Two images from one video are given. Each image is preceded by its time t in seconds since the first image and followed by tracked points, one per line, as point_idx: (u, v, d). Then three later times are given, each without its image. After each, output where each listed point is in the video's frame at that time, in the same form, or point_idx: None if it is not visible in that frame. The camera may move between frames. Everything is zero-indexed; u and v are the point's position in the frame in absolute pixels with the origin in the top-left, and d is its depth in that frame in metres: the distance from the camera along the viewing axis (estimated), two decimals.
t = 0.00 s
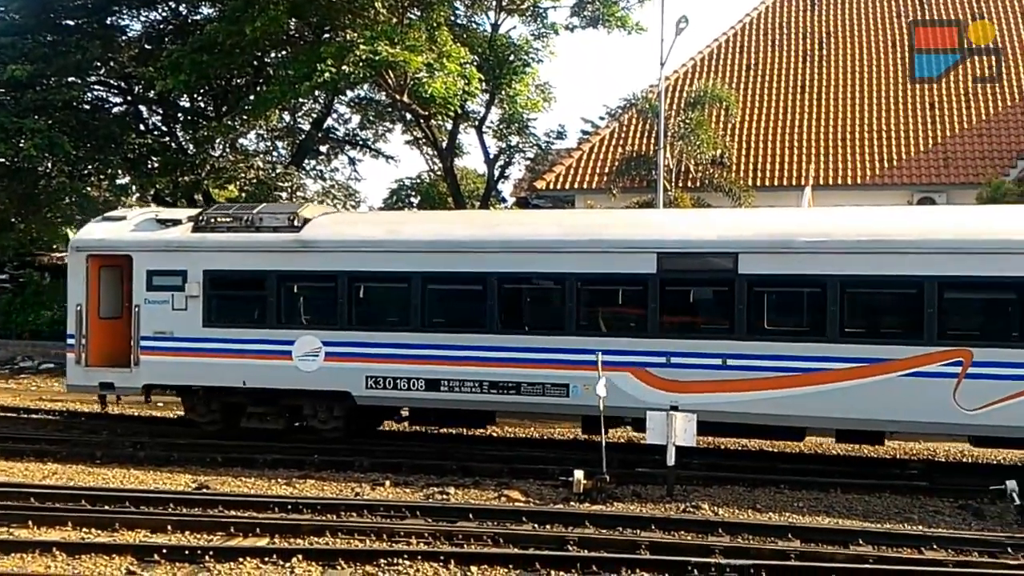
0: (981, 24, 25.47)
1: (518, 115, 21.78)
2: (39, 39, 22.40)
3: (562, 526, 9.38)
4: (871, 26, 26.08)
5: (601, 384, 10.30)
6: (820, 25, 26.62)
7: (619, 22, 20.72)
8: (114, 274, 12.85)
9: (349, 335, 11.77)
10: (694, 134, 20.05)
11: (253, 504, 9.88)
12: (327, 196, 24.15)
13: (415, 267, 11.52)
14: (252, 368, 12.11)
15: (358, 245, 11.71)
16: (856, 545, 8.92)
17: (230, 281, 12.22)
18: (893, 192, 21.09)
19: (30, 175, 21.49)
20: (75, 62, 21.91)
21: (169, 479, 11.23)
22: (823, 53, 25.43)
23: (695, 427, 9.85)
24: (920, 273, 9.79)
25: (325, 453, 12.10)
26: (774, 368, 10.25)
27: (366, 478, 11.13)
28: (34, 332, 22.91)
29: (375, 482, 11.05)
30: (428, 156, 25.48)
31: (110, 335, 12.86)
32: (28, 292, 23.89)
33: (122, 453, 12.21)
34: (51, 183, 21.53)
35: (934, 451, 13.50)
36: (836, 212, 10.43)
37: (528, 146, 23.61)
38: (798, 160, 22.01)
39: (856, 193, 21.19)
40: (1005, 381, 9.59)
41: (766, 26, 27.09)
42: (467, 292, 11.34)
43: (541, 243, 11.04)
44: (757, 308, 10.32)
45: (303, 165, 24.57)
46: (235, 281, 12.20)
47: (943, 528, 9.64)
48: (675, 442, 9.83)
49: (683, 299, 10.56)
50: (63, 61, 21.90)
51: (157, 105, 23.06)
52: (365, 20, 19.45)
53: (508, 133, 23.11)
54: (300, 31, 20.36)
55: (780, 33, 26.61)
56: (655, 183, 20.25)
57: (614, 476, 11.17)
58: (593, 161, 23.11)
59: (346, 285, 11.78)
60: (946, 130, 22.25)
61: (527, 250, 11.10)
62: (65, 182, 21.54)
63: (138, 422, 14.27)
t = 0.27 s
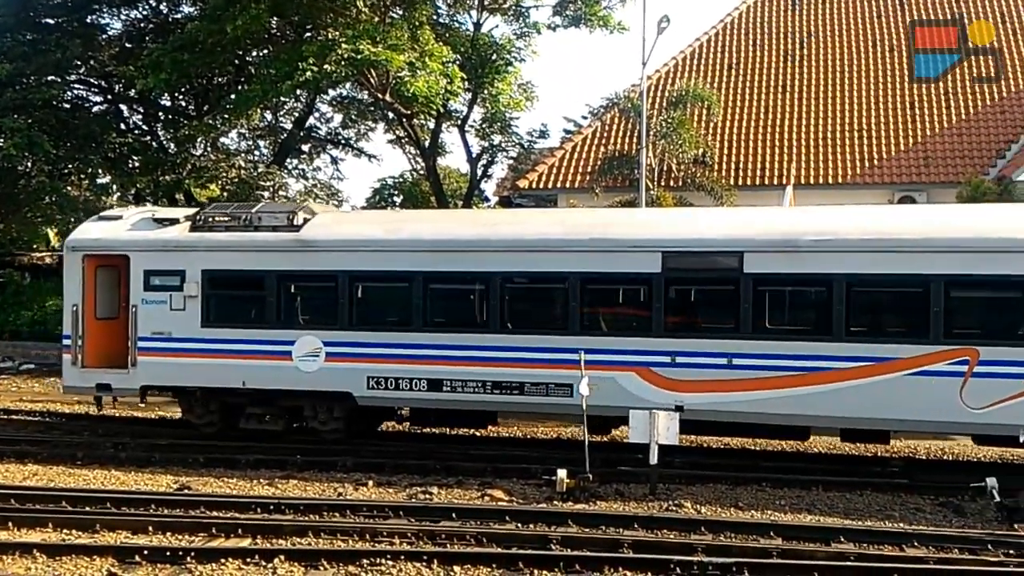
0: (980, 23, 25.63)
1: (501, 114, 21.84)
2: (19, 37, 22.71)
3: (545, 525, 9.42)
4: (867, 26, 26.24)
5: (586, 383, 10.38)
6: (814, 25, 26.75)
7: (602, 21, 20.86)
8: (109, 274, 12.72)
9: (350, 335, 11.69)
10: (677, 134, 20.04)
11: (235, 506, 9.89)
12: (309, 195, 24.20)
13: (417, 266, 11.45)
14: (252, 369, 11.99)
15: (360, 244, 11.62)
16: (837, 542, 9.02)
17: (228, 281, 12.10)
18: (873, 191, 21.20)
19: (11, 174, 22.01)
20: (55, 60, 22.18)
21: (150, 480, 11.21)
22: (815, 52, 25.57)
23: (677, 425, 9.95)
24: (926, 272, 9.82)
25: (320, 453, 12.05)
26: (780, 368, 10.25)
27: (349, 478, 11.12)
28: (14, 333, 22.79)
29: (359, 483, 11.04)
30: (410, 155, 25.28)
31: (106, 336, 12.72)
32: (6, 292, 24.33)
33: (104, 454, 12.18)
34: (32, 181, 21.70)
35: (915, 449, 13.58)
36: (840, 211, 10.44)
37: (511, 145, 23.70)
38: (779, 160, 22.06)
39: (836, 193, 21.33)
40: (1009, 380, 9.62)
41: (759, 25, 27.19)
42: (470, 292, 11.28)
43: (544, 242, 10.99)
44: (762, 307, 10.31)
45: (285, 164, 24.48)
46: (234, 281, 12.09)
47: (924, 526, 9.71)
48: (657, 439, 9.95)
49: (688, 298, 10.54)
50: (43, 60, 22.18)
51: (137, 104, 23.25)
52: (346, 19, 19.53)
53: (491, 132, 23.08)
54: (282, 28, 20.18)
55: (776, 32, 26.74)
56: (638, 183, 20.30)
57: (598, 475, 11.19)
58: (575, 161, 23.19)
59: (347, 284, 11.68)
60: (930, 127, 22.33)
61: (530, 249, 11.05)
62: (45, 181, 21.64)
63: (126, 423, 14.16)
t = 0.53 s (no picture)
0: (980, 24, 25.70)
1: (489, 114, 21.80)
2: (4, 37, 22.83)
3: (533, 525, 9.41)
4: (865, 25, 26.27)
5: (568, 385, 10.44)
6: (811, 23, 26.77)
7: (589, 21, 20.84)
8: (108, 275, 12.60)
9: (351, 335, 11.62)
10: (665, 132, 20.06)
11: (223, 507, 9.84)
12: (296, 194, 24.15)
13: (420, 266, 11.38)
14: (252, 371, 11.91)
15: (362, 244, 11.55)
16: (823, 541, 9.02)
17: (228, 282, 12.01)
18: (860, 190, 21.28)
19: None
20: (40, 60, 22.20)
21: (136, 481, 11.16)
22: (810, 50, 25.61)
23: (664, 424, 9.92)
24: (932, 271, 9.81)
25: (316, 453, 11.99)
26: (785, 367, 10.24)
27: (336, 478, 11.07)
28: None
29: (346, 483, 10.99)
30: (397, 154, 25.14)
31: (105, 338, 12.60)
32: None
33: (90, 456, 12.12)
34: (16, 182, 21.97)
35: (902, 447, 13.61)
36: (844, 210, 10.43)
37: (499, 145, 23.64)
38: (766, 160, 22.12)
39: (822, 191, 21.42)
40: (1013, 379, 9.65)
41: (755, 21, 27.19)
42: (472, 292, 11.22)
43: (546, 241, 10.94)
44: (767, 307, 10.30)
45: (272, 164, 24.42)
46: (234, 281, 11.99)
47: (911, 524, 9.72)
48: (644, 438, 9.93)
49: (692, 297, 10.51)
50: (29, 60, 22.23)
51: (123, 104, 23.25)
52: (333, 18, 19.52)
53: (479, 132, 23.04)
54: (268, 28, 20.09)
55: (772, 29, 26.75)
56: (626, 183, 20.33)
57: (585, 475, 11.16)
58: (563, 160, 23.18)
59: (348, 285, 11.61)
60: (920, 126, 22.41)
61: (533, 249, 11.00)
62: (30, 181, 21.91)
63: (116, 425, 14.06)
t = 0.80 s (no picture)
0: (979, 22, 25.65)
1: (478, 112, 21.79)
2: None
3: (524, 523, 9.37)
4: (864, 24, 26.23)
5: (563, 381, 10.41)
6: (810, 22, 26.75)
7: (578, 19, 20.83)
8: (108, 275, 12.51)
9: (354, 335, 11.56)
10: (654, 131, 20.28)
11: (214, 507, 9.79)
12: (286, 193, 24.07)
13: (423, 265, 11.33)
14: (255, 371, 11.84)
15: (365, 244, 11.50)
16: (814, 537, 8.99)
17: (230, 281, 11.94)
18: (847, 188, 21.32)
19: None
20: (26, 60, 22.15)
21: (126, 482, 11.10)
22: (808, 49, 25.60)
23: (655, 422, 9.92)
24: (939, 269, 9.82)
25: (316, 453, 11.94)
26: (792, 365, 10.22)
27: (327, 478, 11.02)
28: None
29: (336, 483, 10.94)
30: (386, 153, 24.98)
31: (104, 339, 12.51)
32: None
33: (80, 456, 12.05)
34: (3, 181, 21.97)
35: (892, 443, 13.61)
36: (848, 208, 10.43)
37: (488, 143, 23.56)
38: (755, 158, 22.08)
39: (811, 189, 21.45)
40: (1018, 376, 9.66)
41: (752, 20, 27.15)
42: (476, 291, 11.18)
43: (551, 240, 10.91)
44: (772, 305, 10.28)
45: (261, 163, 24.34)
46: (235, 281, 11.93)
47: (901, 521, 9.71)
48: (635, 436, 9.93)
49: (698, 295, 10.49)
50: (15, 59, 22.15)
51: (110, 104, 23.33)
52: (322, 16, 19.46)
53: (468, 130, 22.99)
54: (257, 27, 20.02)
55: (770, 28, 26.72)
56: (616, 181, 20.27)
57: (577, 473, 11.12)
58: (552, 159, 23.19)
59: (351, 285, 11.56)
60: (913, 124, 22.41)
61: (538, 248, 10.96)
62: (16, 181, 21.94)
63: (111, 426, 13.98)
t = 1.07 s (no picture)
0: (979, 23, 25.66)
1: (471, 112, 21.75)
2: None
3: (517, 523, 9.34)
4: (860, 24, 26.23)
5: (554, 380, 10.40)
6: (807, 22, 26.74)
7: (571, 19, 20.79)
8: (111, 274, 12.40)
9: (359, 335, 11.51)
10: (647, 131, 20.25)
11: (206, 508, 9.75)
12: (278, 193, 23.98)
13: (428, 265, 11.28)
14: (258, 372, 11.78)
15: (370, 243, 11.45)
16: (806, 537, 8.96)
17: (233, 281, 11.88)
18: (839, 188, 21.34)
19: None
20: (18, 58, 21.85)
21: (118, 483, 11.05)
22: (804, 48, 25.62)
23: (647, 421, 9.92)
24: (947, 268, 9.81)
25: (315, 453, 11.89)
26: (799, 365, 10.20)
27: (319, 478, 10.98)
28: None
29: (328, 483, 10.90)
30: (379, 152, 24.87)
31: (106, 339, 12.41)
32: None
33: (71, 457, 11.99)
34: None
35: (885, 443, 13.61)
36: (855, 208, 10.42)
37: (481, 143, 23.47)
38: (749, 159, 22.07)
39: (803, 189, 21.49)
40: None
41: (750, 19, 27.15)
42: (482, 291, 11.13)
43: (557, 240, 10.86)
44: (779, 305, 10.26)
45: (254, 163, 24.19)
46: (239, 281, 11.86)
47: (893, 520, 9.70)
48: (627, 436, 9.92)
49: (705, 295, 10.46)
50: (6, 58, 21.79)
51: (102, 103, 23.39)
52: (314, 16, 19.33)
53: (461, 130, 22.90)
54: (250, 26, 19.97)
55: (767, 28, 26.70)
56: (609, 181, 20.26)
57: (570, 473, 11.09)
58: (545, 160, 23.18)
59: (356, 285, 11.50)
60: (906, 122, 22.47)
61: (544, 248, 10.92)
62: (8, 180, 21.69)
63: (103, 426, 13.93)
